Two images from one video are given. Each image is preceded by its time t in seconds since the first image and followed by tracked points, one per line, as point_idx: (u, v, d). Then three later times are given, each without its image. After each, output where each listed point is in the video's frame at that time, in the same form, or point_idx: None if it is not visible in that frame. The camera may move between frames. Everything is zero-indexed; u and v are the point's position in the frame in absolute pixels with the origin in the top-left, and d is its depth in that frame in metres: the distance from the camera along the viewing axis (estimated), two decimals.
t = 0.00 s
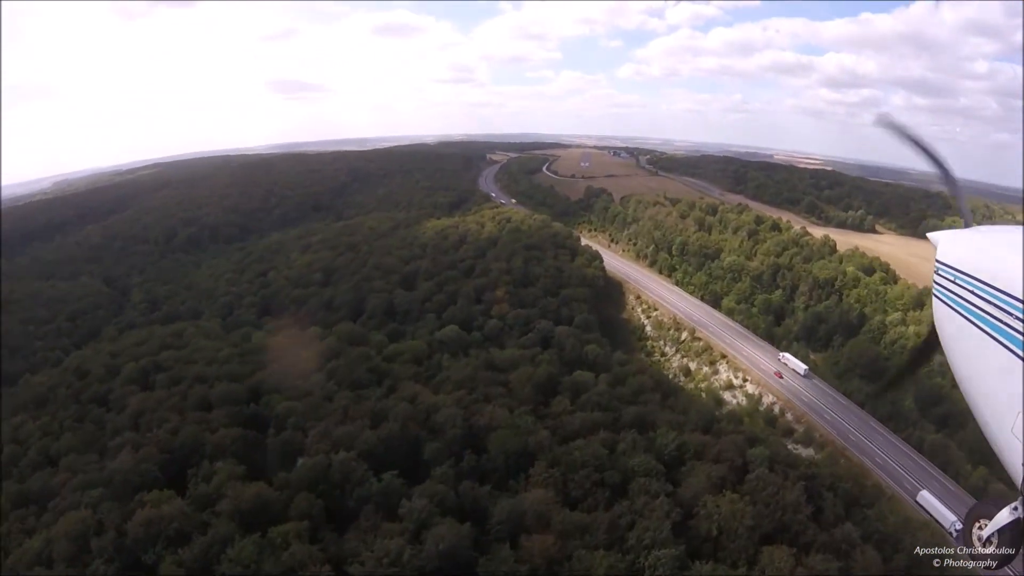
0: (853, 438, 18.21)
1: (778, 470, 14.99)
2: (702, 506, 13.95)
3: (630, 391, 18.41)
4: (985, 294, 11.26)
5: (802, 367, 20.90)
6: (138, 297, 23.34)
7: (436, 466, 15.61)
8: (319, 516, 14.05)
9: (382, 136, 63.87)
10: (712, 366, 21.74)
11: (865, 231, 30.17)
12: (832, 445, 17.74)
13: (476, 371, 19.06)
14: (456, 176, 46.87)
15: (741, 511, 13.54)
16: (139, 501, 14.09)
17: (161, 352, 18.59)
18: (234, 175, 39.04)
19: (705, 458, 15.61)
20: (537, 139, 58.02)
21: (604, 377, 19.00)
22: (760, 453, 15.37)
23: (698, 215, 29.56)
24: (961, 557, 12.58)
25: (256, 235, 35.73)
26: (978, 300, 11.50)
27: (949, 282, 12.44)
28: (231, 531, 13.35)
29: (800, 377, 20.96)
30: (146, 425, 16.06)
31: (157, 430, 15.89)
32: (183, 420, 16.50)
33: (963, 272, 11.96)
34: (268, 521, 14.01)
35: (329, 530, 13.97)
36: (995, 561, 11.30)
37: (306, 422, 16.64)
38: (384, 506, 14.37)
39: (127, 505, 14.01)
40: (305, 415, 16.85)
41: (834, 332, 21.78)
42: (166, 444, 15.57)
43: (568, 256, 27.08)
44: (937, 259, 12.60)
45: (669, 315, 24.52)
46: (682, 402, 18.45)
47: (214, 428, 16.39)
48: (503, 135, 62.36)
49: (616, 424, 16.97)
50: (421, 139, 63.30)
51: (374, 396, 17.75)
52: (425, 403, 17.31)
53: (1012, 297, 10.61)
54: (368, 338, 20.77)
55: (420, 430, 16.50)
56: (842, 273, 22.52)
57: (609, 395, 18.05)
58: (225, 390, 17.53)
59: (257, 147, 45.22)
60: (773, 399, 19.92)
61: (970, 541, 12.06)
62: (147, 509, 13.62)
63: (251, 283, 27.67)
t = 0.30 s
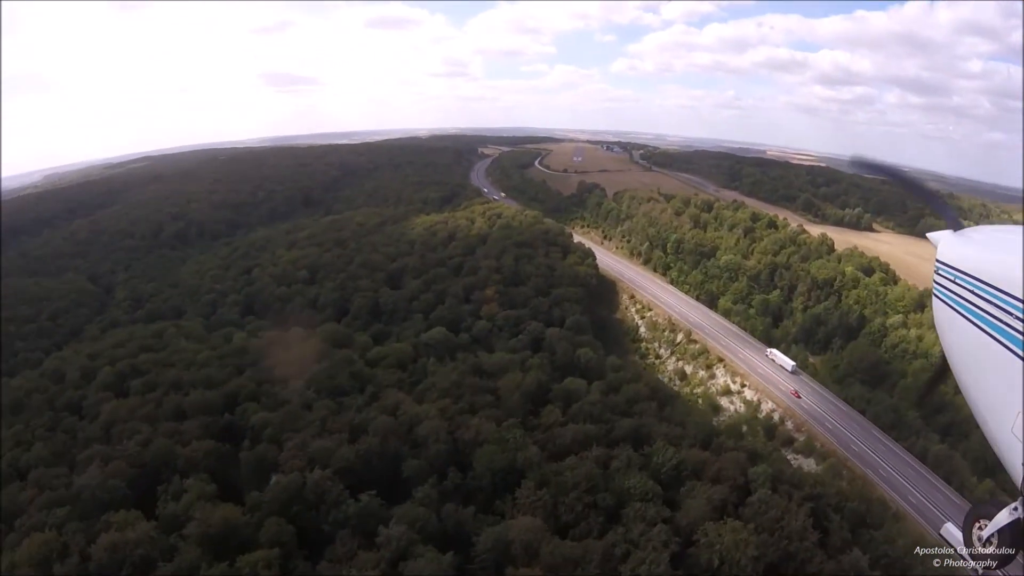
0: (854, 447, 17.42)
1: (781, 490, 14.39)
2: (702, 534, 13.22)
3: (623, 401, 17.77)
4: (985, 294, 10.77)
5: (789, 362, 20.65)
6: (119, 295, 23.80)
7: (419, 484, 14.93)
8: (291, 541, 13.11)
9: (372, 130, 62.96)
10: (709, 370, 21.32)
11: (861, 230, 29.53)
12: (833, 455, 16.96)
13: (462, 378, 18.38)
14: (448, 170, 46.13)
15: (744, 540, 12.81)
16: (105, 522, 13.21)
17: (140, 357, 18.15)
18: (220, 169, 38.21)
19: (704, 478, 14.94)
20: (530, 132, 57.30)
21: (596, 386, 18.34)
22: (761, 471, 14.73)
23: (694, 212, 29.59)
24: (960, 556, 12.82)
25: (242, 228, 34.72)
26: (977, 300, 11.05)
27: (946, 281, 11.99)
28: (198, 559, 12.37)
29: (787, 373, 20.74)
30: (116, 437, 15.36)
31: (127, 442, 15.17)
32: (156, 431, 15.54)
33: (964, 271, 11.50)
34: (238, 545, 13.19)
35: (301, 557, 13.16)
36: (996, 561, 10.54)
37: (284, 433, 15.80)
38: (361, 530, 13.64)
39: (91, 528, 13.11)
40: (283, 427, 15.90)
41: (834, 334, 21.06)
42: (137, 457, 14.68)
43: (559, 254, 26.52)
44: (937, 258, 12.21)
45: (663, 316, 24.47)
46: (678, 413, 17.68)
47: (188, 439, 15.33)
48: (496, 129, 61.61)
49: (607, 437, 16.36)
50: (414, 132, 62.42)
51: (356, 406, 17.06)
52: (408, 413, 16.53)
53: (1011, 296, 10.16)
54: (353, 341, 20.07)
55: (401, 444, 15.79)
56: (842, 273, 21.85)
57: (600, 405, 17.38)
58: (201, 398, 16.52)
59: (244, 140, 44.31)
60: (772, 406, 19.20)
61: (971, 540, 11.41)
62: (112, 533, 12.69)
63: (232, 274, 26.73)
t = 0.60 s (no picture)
0: (861, 459, 16.89)
1: (788, 514, 13.66)
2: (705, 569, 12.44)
3: (621, 414, 17.20)
4: (985, 294, 11.39)
5: (782, 362, 20.64)
6: (105, 297, 21.86)
7: (401, 510, 14.41)
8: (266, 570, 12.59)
9: (366, 128, 62.11)
10: (709, 377, 20.82)
11: (860, 229, 28.67)
12: (839, 469, 16.44)
13: (451, 390, 17.83)
14: (441, 168, 45.45)
15: None
16: (74, 549, 12.73)
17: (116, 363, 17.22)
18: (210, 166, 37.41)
19: (708, 503, 14.16)
20: (524, 129, 56.66)
21: (590, 398, 17.80)
22: (769, 494, 13.97)
23: (690, 211, 29.13)
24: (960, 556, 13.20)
25: (232, 229, 33.95)
26: (979, 300, 11.61)
27: (950, 281, 12.58)
28: None
29: (778, 371, 20.81)
30: (88, 453, 14.75)
31: (100, 460, 14.58)
32: (130, 448, 14.96)
33: (965, 272, 12.08)
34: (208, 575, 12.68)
35: None
36: (997, 560, 11.64)
37: (261, 451, 15.32)
38: (339, 561, 13.08)
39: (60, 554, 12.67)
40: (260, 445, 15.43)
41: (836, 338, 20.62)
42: (108, 476, 14.08)
43: (553, 255, 26.03)
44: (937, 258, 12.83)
45: (661, 319, 24.07)
46: (676, 426, 17.14)
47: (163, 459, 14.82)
48: (491, 125, 60.89)
49: (605, 455, 15.76)
50: (408, 129, 61.69)
51: (339, 421, 16.58)
52: (393, 429, 16.02)
53: (1012, 296, 10.71)
54: (339, 349, 19.51)
55: (386, 465, 15.23)
56: (845, 275, 21.45)
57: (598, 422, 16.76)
58: (176, 411, 16.01)
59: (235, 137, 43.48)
60: (775, 416, 18.70)
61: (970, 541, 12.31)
62: (79, 562, 12.17)
63: (218, 275, 26.00)
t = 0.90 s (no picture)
0: (874, 475, 16.37)
1: (805, 546, 12.96)
2: None
3: (625, 429, 16.66)
4: (985, 294, 11.78)
5: (777, 359, 20.60)
6: (98, 297, 20.46)
7: (389, 538, 13.75)
8: None
9: (365, 123, 61.35)
10: (715, 386, 20.33)
11: (867, 229, 28.08)
12: (853, 486, 15.97)
13: (445, 403, 17.31)
14: (440, 164, 44.79)
15: None
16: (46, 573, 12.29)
17: (101, 367, 16.80)
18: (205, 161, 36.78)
19: (718, 532, 13.51)
20: (525, 125, 55.95)
21: (590, 412, 17.26)
22: (784, 524, 13.28)
23: (695, 210, 28.76)
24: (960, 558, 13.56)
25: (228, 226, 33.27)
26: (979, 300, 11.99)
27: (950, 282, 12.91)
28: None
29: (774, 369, 20.72)
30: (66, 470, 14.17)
31: (77, 477, 14.02)
32: (109, 462, 14.58)
33: (966, 273, 12.47)
34: None
35: None
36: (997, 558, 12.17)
37: (242, 469, 14.81)
38: None
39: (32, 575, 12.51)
40: (242, 462, 14.94)
41: (846, 344, 20.03)
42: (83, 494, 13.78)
43: (553, 256, 25.54)
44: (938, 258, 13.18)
45: (665, 322, 23.67)
46: (679, 444, 16.48)
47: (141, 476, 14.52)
48: (492, 121, 60.14)
49: (608, 476, 15.14)
50: (407, 125, 60.93)
51: (326, 436, 15.99)
52: (382, 447, 15.41)
53: (1011, 297, 11.14)
54: (331, 356, 18.98)
55: (375, 488, 14.59)
56: (854, 277, 20.94)
57: (603, 442, 16.14)
58: (156, 422, 15.54)
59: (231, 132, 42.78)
60: (785, 428, 18.20)
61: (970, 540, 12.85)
62: None
63: (211, 274, 25.38)
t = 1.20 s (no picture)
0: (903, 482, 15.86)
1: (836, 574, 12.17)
2: None
3: (638, 444, 16.10)
4: (984, 293, 9.99)
5: (782, 350, 20.71)
6: (98, 313, 19.90)
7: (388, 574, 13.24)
8: None
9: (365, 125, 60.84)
10: (731, 390, 20.19)
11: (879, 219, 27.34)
12: (880, 495, 15.60)
13: (448, 420, 16.87)
14: (441, 165, 44.29)
15: None
16: None
17: (97, 389, 16.40)
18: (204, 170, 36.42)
19: (744, 560, 12.69)
20: (527, 122, 55.28)
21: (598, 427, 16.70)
22: (813, 548, 12.57)
23: (702, 205, 28.44)
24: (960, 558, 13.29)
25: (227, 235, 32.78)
26: (979, 302, 10.14)
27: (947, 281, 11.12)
28: None
29: (778, 361, 20.86)
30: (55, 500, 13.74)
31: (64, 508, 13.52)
32: (99, 492, 14.03)
33: (967, 273, 10.44)
34: None
35: None
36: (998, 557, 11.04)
37: (235, 498, 14.28)
38: None
39: None
40: (237, 492, 14.36)
41: (865, 342, 19.69)
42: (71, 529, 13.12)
43: (558, 258, 25.19)
44: (935, 256, 11.36)
45: (676, 323, 23.52)
46: (694, 458, 15.86)
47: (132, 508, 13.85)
48: (493, 120, 59.54)
49: (622, 499, 14.61)
50: (408, 127, 60.44)
51: (324, 459, 15.67)
52: (382, 473, 14.94)
53: (1012, 295, 9.44)
54: (330, 371, 18.69)
55: (374, 518, 14.12)
56: (869, 270, 20.62)
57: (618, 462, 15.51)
58: (146, 447, 14.94)
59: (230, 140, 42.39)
60: (806, 433, 17.91)
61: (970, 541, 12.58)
62: None
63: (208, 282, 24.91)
